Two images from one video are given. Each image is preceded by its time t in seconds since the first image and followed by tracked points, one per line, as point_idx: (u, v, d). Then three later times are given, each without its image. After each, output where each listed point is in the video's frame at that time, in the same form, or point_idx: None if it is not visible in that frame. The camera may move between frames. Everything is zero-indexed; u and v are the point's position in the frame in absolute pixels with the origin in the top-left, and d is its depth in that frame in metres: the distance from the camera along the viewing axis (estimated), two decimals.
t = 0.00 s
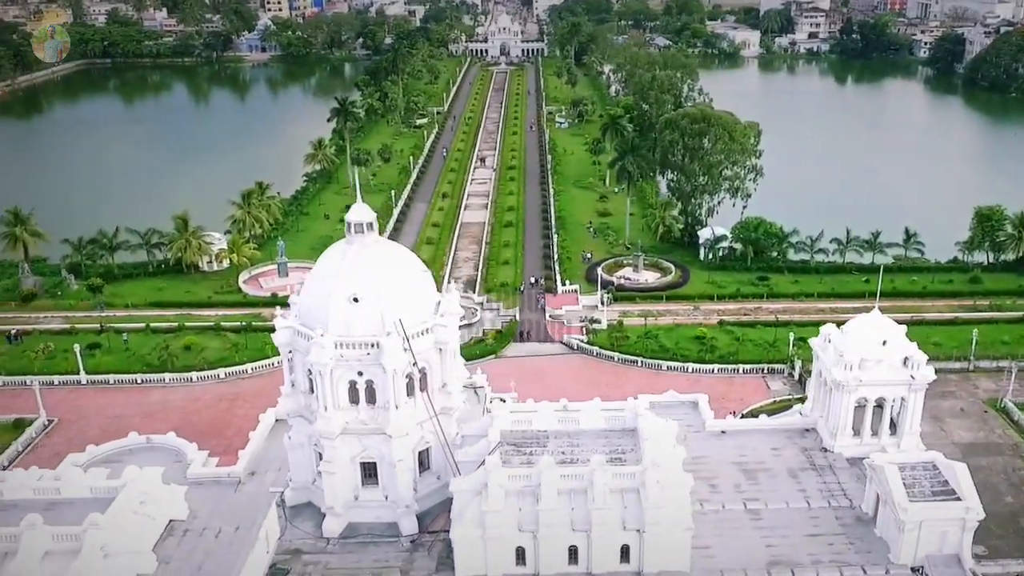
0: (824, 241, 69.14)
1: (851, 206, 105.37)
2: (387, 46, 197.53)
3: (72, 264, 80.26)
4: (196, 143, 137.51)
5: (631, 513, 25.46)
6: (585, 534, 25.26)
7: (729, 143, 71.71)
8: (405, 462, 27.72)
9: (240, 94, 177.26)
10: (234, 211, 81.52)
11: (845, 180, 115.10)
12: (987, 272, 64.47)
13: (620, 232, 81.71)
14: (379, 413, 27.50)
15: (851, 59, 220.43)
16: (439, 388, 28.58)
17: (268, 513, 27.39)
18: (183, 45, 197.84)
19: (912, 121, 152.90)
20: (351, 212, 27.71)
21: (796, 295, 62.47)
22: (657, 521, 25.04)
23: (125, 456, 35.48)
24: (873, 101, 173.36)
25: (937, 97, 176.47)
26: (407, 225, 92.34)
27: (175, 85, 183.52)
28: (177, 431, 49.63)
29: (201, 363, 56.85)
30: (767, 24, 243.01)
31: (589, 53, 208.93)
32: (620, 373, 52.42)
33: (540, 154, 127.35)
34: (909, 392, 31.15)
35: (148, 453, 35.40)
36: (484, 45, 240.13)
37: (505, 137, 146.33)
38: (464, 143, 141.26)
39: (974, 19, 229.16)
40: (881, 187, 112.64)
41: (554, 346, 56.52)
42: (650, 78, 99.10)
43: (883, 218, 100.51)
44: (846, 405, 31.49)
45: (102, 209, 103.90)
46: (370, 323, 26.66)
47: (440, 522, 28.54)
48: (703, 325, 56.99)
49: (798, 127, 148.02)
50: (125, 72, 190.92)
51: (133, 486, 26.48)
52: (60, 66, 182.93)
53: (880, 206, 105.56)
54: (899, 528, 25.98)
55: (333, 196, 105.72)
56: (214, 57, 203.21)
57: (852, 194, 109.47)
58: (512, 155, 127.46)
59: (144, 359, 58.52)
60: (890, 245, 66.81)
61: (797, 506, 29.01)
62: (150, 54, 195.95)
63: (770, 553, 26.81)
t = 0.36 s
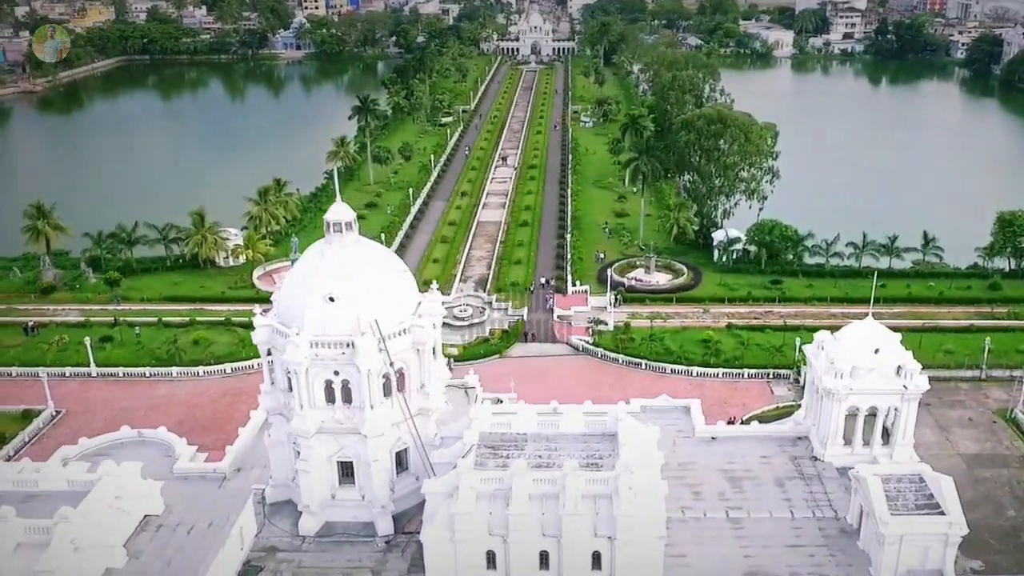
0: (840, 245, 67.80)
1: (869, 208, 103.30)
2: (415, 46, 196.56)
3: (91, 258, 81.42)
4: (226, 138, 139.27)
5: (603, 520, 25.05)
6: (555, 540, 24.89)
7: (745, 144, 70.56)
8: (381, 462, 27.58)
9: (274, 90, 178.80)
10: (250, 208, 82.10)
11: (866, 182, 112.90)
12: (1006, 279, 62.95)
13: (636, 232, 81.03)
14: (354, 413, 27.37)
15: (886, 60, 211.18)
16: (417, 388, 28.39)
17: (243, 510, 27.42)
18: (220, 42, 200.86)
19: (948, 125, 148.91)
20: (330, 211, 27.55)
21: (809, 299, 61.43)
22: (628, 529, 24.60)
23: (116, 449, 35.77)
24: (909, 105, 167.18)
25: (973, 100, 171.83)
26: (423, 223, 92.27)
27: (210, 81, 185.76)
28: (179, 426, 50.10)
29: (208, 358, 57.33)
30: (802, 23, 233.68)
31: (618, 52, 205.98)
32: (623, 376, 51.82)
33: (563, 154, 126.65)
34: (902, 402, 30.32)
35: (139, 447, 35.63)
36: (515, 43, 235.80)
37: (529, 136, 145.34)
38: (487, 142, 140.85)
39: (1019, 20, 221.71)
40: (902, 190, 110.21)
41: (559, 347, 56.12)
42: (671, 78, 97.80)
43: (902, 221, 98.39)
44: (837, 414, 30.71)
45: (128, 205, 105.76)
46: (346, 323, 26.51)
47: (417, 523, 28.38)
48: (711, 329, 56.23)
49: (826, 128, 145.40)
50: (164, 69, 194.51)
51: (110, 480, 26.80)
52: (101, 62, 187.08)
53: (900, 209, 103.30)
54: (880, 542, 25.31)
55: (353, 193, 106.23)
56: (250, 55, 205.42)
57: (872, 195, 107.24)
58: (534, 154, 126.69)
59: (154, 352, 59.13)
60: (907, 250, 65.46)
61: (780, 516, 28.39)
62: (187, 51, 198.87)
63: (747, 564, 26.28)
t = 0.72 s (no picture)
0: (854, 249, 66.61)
1: (887, 210, 101.28)
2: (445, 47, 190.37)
3: (109, 251, 82.51)
4: (254, 133, 140.63)
5: (568, 526, 24.62)
6: (519, 545, 24.52)
7: (759, 147, 69.43)
8: (350, 462, 27.42)
9: (308, 87, 180.21)
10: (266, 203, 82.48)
11: (886, 183, 110.75)
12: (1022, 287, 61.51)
13: (650, 234, 80.29)
14: (325, 412, 27.24)
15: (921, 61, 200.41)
16: (390, 389, 28.15)
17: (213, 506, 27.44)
18: (255, 41, 201.95)
19: (983, 129, 145.00)
20: (304, 210, 27.40)
21: (820, 305, 60.27)
22: (592, 538, 24.14)
23: (104, 442, 36.07)
24: (945, 108, 161.65)
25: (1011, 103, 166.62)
26: (438, 221, 92.09)
27: (246, 78, 188.09)
28: (178, 418, 50.40)
29: (214, 352, 57.68)
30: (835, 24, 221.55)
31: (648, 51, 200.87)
32: (623, 379, 51.20)
33: (584, 153, 125.82)
34: (890, 413, 29.44)
35: (127, 441, 35.90)
36: (546, 41, 229.61)
37: (551, 136, 144.39)
38: (510, 141, 140.28)
39: None
40: (923, 192, 107.84)
41: (562, 347, 55.68)
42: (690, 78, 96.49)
43: (921, 224, 96.27)
44: (821, 424, 29.96)
45: (156, 199, 107.39)
46: (316, 323, 26.35)
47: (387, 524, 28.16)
48: (716, 333, 55.44)
49: (856, 129, 142.79)
50: (200, 66, 197.40)
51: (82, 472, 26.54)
52: (141, 58, 194.75)
53: (920, 212, 101.08)
54: (853, 556, 24.65)
55: (372, 190, 106.58)
56: (285, 52, 205.88)
57: (893, 197, 105.14)
58: (554, 154, 125.81)
59: (161, 346, 59.66)
60: (922, 256, 64.10)
61: (757, 527, 27.72)
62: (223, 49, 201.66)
63: None
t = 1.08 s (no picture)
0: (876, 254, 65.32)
1: (914, 212, 99.38)
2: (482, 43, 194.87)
3: (137, 245, 83.74)
4: (287, 129, 142.02)
5: (538, 534, 24.22)
6: (487, 551, 24.21)
7: (781, 150, 68.45)
8: (328, 462, 27.39)
9: (350, 85, 181.13)
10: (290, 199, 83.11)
11: (918, 185, 107.98)
12: None
13: (672, 235, 79.31)
14: (302, 412, 27.23)
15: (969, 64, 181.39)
16: (370, 389, 28.03)
17: (192, 501, 27.61)
18: (299, 38, 207.16)
19: None
20: (287, 209, 27.37)
21: (838, 312, 59.05)
22: (560, 546, 23.70)
23: (103, 433, 36.58)
24: (994, 108, 155.32)
25: None
26: (461, 220, 91.87)
27: (288, 76, 190.32)
28: (187, 411, 51.13)
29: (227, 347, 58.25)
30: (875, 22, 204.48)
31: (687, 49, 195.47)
32: (630, 383, 50.54)
33: (613, 153, 124.46)
34: (883, 426, 28.61)
35: (124, 433, 36.31)
36: (585, 41, 226.19)
37: (582, 136, 143.51)
38: (540, 141, 139.23)
39: None
40: (956, 195, 104.95)
41: (572, 350, 55.25)
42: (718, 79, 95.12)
43: (953, 232, 93.58)
44: (812, 435, 29.19)
45: (190, 195, 108.98)
46: (294, 322, 26.36)
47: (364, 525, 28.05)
48: (729, 338, 54.56)
49: (898, 128, 139.52)
50: (245, 64, 201.23)
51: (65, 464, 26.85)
52: (189, 55, 196.14)
53: (953, 219, 98.25)
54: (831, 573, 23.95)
55: (398, 188, 106.81)
56: (327, 49, 210.52)
57: (926, 201, 102.21)
58: (583, 154, 124.64)
59: (177, 340, 60.43)
60: (946, 263, 62.64)
61: (738, 540, 27.08)
62: (267, 46, 205.64)
63: None
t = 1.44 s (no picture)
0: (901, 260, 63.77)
1: (948, 210, 96.08)
2: (519, 40, 190.19)
3: (165, 238, 85.03)
4: (321, 125, 142.92)
5: (508, 539, 23.95)
6: (457, 554, 24.00)
7: (806, 152, 67.25)
8: (307, 459, 27.40)
9: (393, 82, 181.39)
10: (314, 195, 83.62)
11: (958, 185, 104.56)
12: None
13: (696, 238, 78.18)
14: (283, 408, 27.28)
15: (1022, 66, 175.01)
16: (352, 387, 28.02)
17: (174, 493, 27.82)
18: (345, 34, 207.11)
19: None
20: (272, 206, 27.36)
21: (858, 318, 57.68)
22: (529, 552, 23.41)
23: (104, 423, 37.10)
24: None
25: None
26: (486, 217, 91.59)
27: (333, 72, 191.37)
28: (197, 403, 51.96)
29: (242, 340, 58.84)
30: (926, 26, 192.92)
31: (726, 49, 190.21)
32: (638, 387, 49.92)
33: (645, 153, 123.04)
34: (875, 439, 27.81)
35: (124, 424, 36.78)
36: (625, 40, 219.32)
37: (615, 136, 142.40)
38: (573, 141, 138.09)
39: None
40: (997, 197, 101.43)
41: (583, 351, 54.75)
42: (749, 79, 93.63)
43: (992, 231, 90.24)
44: (803, 445, 28.46)
45: (223, 190, 110.35)
46: (274, 319, 26.43)
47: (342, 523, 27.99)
48: (742, 343, 53.65)
49: (942, 128, 135.22)
50: (291, 60, 203.35)
51: (50, 452, 27.11)
52: (236, 51, 202.31)
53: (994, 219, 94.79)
54: None
55: (426, 185, 106.87)
56: (371, 48, 208.13)
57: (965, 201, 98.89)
58: (614, 154, 123.47)
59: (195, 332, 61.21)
60: (973, 271, 60.87)
61: (718, 551, 26.49)
62: (313, 43, 207.52)
63: None
